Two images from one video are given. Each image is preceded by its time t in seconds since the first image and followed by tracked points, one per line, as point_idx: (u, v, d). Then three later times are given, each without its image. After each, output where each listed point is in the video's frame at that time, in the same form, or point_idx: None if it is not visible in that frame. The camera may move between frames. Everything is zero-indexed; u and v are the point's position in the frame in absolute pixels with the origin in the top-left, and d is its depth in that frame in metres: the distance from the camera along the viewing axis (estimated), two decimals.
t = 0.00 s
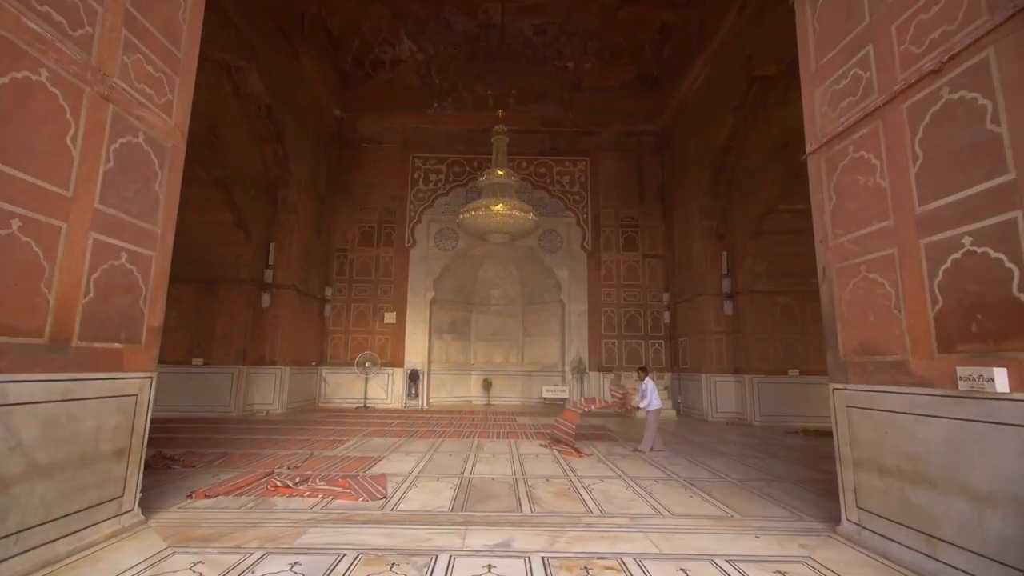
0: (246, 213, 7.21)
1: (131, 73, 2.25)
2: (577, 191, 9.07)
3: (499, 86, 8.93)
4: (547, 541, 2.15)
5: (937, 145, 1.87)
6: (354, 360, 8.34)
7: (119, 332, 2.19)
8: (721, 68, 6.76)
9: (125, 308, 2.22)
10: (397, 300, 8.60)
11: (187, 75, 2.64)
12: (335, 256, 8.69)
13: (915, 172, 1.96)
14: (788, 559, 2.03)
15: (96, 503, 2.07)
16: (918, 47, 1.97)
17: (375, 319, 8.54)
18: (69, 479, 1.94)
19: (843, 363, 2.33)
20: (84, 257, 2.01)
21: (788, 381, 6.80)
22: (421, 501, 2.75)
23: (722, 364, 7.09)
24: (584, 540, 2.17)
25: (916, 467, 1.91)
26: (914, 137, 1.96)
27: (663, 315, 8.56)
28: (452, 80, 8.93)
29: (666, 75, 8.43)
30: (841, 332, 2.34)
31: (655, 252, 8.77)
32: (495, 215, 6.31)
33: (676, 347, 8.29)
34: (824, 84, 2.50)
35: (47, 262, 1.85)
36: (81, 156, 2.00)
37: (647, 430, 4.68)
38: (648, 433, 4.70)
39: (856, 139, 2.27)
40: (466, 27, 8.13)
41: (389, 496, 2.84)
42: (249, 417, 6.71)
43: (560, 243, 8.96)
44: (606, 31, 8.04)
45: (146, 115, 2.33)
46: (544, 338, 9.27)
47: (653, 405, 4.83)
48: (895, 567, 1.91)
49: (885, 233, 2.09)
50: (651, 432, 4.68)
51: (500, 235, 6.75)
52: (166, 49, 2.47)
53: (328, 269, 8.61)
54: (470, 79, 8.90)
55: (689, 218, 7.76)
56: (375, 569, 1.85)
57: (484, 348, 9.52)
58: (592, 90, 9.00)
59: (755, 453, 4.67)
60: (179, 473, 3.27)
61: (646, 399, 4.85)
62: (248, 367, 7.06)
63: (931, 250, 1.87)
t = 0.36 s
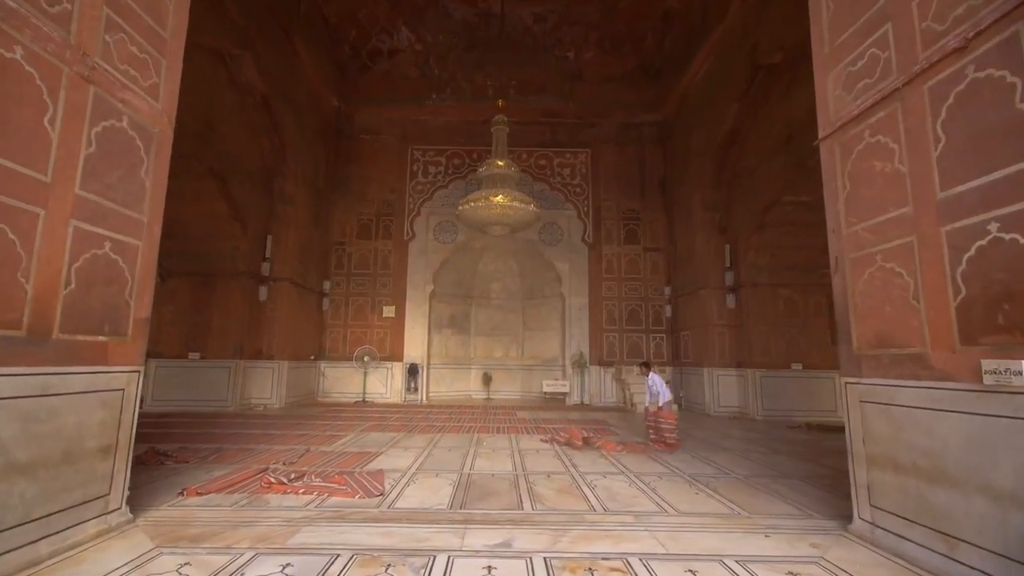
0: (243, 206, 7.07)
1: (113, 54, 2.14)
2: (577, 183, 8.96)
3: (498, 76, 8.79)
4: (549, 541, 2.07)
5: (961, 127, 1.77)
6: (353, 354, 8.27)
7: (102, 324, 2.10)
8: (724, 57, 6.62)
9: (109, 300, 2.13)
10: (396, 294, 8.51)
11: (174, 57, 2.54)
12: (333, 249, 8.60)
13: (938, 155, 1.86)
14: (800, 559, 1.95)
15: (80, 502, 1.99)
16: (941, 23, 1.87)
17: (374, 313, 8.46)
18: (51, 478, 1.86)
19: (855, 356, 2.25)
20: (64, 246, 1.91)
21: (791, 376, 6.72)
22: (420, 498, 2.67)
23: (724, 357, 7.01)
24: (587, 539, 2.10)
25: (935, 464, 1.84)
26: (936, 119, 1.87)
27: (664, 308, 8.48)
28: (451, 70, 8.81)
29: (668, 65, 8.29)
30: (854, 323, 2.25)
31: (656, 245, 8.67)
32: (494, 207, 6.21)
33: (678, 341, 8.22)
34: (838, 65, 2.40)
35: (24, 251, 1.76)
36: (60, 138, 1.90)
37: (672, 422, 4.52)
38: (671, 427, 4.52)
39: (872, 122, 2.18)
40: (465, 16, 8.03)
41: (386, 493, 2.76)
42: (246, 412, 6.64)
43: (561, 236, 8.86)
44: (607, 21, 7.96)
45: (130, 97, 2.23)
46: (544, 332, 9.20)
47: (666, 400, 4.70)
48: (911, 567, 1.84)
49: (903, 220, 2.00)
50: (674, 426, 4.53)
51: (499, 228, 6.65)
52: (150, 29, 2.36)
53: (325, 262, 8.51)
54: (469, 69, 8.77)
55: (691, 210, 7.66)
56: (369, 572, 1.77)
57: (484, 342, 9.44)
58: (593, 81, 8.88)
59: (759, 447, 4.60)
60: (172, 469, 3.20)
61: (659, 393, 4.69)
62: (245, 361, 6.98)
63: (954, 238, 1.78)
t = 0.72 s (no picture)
0: (239, 200, 6.96)
1: (95, 35, 2.05)
2: (578, 177, 8.85)
3: (498, 69, 8.68)
4: (550, 543, 1.99)
5: (984, 109, 1.68)
6: (352, 350, 8.20)
7: (85, 318, 2.02)
8: (728, 48, 6.50)
9: (91, 293, 2.04)
10: (395, 289, 8.42)
11: (160, 42, 2.45)
12: (332, 244, 8.51)
13: (959, 139, 1.77)
14: (812, 562, 1.87)
15: (63, 503, 1.91)
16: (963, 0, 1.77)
17: (373, 308, 8.37)
18: (30, 478, 1.78)
19: (868, 351, 2.17)
20: (41, 236, 1.82)
21: (795, 371, 6.64)
22: (418, 497, 2.60)
23: (726, 352, 6.93)
24: (590, 540, 2.02)
25: (954, 463, 1.76)
26: (957, 101, 1.78)
27: (666, 303, 8.39)
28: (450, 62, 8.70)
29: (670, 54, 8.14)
30: (867, 317, 2.17)
31: (658, 239, 8.58)
32: (494, 199, 6.11)
33: (680, 337, 8.13)
34: (851, 48, 2.31)
35: None
36: (36, 122, 1.80)
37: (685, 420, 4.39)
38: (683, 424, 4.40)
39: (887, 107, 2.09)
40: (465, 7, 8.02)
41: (383, 492, 2.68)
42: (243, 408, 6.57)
43: (561, 230, 8.76)
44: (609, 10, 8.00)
45: (114, 81, 2.14)
46: (545, 327, 9.12)
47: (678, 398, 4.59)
48: (927, 571, 1.76)
49: (921, 209, 1.91)
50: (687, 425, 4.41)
51: (499, 221, 6.56)
52: (134, 11, 2.27)
53: (323, 257, 8.42)
54: (468, 61, 8.66)
55: (694, 204, 7.56)
56: None
57: (484, 337, 9.37)
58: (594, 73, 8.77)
59: (763, 444, 4.53)
60: (164, 467, 3.12)
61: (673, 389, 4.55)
62: (242, 356, 6.90)
63: (976, 226, 1.70)
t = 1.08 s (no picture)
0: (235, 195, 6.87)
1: (73, 18, 1.96)
2: (579, 172, 8.75)
3: (498, 62, 8.57)
4: (551, 549, 1.91)
5: (1009, 91, 1.59)
6: (350, 347, 8.12)
7: (63, 314, 1.93)
8: (731, 40, 6.38)
9: (71, 287, 1.95)
10: (394, 285, 8.34)
11: (144, 27, 2.36)
12: (330, 240, 8.42)
13: (982, 124, 1.67)
14: (824, 568, 1.79)
15: (41, 506, 1.83)
16: None
17: (372, 305, 8.29)
18: (4, 481, 1.70)
19: (882, 347, 2.08)
20: (14, 227, 1.73)
21: (798, 368, 6.55)
22: (414, 499, 2.52)
23: (729, 349, 6.84)
24: (592, 545, 1.94)
25: (975, 466, 1.67)
26: (980, 84, 1.68)
27: (668, 299, 8.30)
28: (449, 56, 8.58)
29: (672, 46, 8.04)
30: (881, 312, 2.08)
31: (660, 235, 8.48)
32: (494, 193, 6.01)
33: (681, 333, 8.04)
34: (866, 31, 2.21)
35: None
36: (9, 107, 1.71)
37: (691, 417, 4.28)
38: (689, 422, 4.30)
39: (903, 92, 1.99)
40: None
41: (377, 493, 2.60)
42: (240, 405, 6.50)
43: (562, 226, 8.67)
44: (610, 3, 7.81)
45: (94, 66, 2.05)
46: (545, 323, 9.04)
47: (694, 398, 4.48)
48: None
49: (940, 198, 1.82)
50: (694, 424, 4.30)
51: (499, 216, 6.46)
52: None
53: (322, 253, 8.33)
54: (468, 54, 8.54)
55: (696, 199, 7.45)
56: None
57: (484, 334, 9.28)
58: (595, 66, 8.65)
59: (768, 443, 4.45)
60: (155, 467, 3.04)
61: (690, 387, 4.45)
62: (239, 353, 6.83)
63: (1000, 216, 1.60)
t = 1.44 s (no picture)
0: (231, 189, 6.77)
1: None
2: (580, 167, 8.66)
3: (498, 56, 8.46)
4: (553, 553, 1.83)
5: None
6: (349, 344, 8.05)
7: (44, 308, 1.85)
8: (734, 33, 6.27)
9: (52, 280, 1.87)
10: (394, 282, 8.25)
11: (130, 11, 2.27)
12: (328, 235, 8.33)
13: (1010, 107, 1.58)
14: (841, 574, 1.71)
15: (21, 509, 1.75)
16: None
17: (371, 301, 8.20)
18: None
19: (898, 344, 1.99)
20: None
21: (802, 365, 6.47)
22: (412, 500, 2.44)
23: (732, 346, 6.76)
24: (596, 550, 1.86)
25: (999, 468, 1.59)
26: (1006, 65, 1.59)
27: (670, 296, 8.22)
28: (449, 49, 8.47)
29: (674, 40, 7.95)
30: (897, 307, 1.99)
31: (662, 230, 8.39)
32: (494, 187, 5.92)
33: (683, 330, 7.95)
34: (882, 14, 2.12)
35: None
36: None
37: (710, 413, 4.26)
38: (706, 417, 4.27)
39: (923, 76, 1.90)
40: None
41: (374, 494, 2.52)
42: (237, 402, 6.42)
43: (563, 221, 8.59)
44: None
45: (75, 50, 1.96)
46: (546, 320, 8.97)
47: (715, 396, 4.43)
48: None
49: (962, 187, 1.73)
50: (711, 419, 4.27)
51: (499, 211, 6.37)
52: None
53: (320, 249, 8.24)
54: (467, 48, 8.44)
55: (699, 194, 7.36)
56: None
57: (484, 331, 9.21)
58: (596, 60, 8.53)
59: (773, 441, 4.37)
60: (146, 467, 2.97)
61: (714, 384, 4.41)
62: (236, 350, 6.75)
63: None
